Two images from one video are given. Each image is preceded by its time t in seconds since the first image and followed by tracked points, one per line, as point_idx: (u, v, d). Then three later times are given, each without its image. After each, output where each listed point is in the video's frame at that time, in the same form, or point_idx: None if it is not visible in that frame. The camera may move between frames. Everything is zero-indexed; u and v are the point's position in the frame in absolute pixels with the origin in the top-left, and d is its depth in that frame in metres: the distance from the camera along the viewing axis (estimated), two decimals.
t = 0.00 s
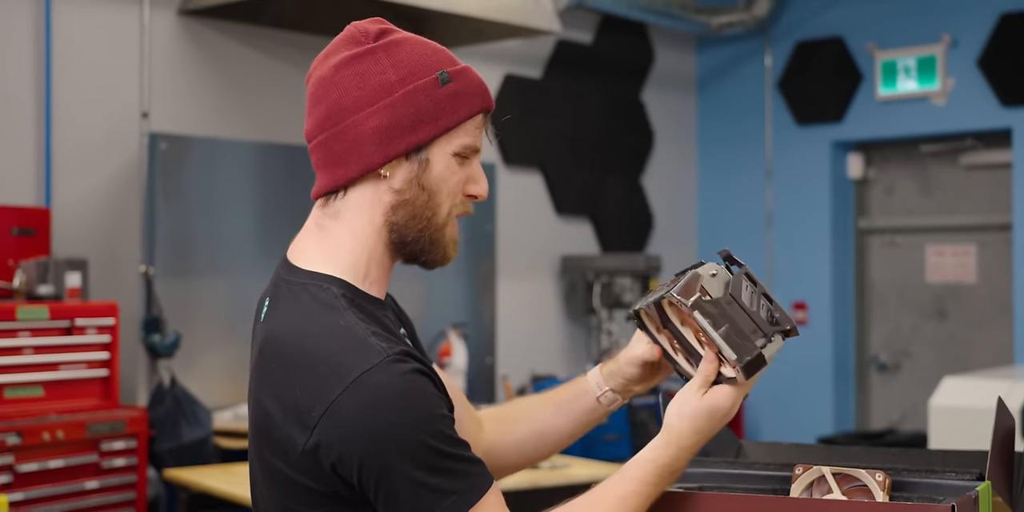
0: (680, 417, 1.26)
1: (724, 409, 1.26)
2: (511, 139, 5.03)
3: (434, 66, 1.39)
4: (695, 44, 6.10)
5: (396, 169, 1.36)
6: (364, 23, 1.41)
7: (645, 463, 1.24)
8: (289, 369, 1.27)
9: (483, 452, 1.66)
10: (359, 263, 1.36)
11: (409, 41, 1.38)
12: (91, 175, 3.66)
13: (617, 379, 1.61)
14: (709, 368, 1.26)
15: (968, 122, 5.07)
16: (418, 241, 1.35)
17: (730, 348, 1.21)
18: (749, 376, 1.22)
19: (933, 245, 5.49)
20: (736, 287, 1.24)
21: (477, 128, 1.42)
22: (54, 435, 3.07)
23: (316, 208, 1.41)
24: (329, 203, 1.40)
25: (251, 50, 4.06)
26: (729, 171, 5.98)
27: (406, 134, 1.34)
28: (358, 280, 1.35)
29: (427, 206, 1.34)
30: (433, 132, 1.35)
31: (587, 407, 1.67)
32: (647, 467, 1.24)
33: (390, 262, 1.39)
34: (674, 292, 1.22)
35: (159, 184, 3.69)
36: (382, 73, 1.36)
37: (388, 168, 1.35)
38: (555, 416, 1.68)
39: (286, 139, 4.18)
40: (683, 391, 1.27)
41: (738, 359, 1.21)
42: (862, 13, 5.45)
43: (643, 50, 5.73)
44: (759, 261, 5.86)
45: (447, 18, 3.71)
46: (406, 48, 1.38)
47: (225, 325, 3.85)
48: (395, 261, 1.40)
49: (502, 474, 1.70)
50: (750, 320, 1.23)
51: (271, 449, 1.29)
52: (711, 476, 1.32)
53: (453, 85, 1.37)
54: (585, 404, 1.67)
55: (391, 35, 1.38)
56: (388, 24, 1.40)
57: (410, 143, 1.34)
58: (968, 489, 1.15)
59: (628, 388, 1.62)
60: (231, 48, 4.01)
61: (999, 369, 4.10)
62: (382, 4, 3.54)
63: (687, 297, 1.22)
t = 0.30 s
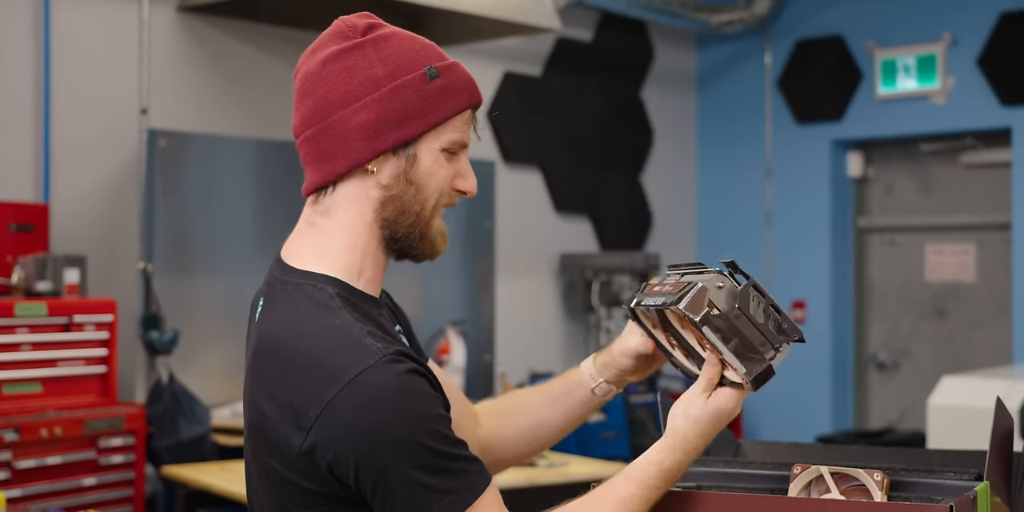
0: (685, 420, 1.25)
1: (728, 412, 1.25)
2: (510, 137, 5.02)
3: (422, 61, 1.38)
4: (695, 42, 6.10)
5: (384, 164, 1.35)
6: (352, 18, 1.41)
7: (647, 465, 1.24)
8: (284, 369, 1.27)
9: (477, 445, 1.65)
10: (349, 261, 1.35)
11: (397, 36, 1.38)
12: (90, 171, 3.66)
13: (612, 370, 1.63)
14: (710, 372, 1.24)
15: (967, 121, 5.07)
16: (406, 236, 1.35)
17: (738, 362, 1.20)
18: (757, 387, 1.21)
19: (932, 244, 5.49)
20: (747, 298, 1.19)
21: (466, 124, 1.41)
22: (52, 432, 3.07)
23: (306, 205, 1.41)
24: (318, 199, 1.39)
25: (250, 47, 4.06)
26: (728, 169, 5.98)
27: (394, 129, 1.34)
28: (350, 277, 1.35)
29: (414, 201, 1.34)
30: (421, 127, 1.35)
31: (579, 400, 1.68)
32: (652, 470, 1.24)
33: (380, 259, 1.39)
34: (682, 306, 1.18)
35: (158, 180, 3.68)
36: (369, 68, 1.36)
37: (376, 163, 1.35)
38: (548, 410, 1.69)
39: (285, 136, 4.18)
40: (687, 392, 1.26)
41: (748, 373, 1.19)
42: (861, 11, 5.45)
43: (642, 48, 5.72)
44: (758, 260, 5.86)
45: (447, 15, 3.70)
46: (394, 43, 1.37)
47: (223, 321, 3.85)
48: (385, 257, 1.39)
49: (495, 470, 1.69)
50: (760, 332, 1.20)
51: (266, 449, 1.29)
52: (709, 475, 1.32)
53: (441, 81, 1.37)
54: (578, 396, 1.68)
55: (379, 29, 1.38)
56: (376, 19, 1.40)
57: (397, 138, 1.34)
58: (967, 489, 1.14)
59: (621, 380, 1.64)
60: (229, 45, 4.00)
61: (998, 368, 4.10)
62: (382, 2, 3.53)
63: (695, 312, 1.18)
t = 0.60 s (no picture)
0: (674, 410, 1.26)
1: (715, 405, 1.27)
2: (509, 136, 5.01)
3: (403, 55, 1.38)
4: (695, 42, 6.10)
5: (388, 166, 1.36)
6: (323, 24, 1.40)
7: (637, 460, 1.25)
8: (280, 371, 1.27)
9: (471, 439, 1.68)
10: (354, 265, 1.35)
11: (374, 33, 1.37)
12: (88, 169, 3.65)
13: (598, 360, 1.64)
14: (701, 363, 1.26)
15: (967, 123, 5.07)
16: (413, 232, 1.37)
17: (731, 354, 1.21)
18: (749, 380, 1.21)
19: (931, 246, 5.49)
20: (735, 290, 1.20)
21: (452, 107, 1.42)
22: (49, 431, 3.06)
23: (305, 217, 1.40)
24: (318, 210, 1.39)
25: (249, 46, 4.05)
26: (727, 170, 5.98)
27: (396, 129, 1.34)
28: (357, 283, 1.35)
29: (421, 198, 1.37)
30: (420, 121, 1.36)
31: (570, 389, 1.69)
32: (640, 464, 1.25)
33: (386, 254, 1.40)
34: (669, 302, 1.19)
35: (156, 179, 3.68)
36: (355, 72, 1.35)
37: (381, 167, 1.35)
38: (541, 401, 1.70)
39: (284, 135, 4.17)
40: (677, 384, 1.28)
41: (743, 366, 1.20)
42: (861, 12, 5.44)
43: (642, 48, 5.72)
44: (757, 261, 5.86)
45: (446, 15, 3.70)
46: (373, 43, 1.36)
47: (222, 320, 3.84)
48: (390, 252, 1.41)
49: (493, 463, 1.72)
50: (751, 324, 1.21)
51: (262, 451, 1.28)
52: (706, 477, 1.31)
53: (427, 71, 1.37)
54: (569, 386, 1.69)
55: (355, 32, 1.37)
56: (349, 21, 1.39)
57: (402, 138, 1.34)
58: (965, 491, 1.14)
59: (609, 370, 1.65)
60: (228, 43, 3.99)
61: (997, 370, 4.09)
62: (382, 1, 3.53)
63: (685, 308, 1.20)
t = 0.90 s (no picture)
0: (668, 406, 1.27)
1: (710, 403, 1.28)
2: (507, 138, 5.01)
3: (401, 66, 1.36)
4: (693, 44, 6.10)
5: (361, 172, 1.34)
6: (334, 20, 1.40)
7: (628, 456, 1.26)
8: (269, 378, 1.26)
9: (466, 438, 1.67)
10: (331, 266, 1.34)
11: (376, 39, 1.36)
12: (86, 171, 3.65)
13: (590, 355, 1.64)
14: (700, 362, 1.26)
15: (965, 124, 5.07)
16: (386, 243, 1.33)
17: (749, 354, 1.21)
18: (764, 380, 1.23)
19: (929, 247, 5.49)
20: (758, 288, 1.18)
21: (449, 128, 1.40)
22: (47, 433, 3.06)
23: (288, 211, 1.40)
24: (299, 205, 1.39)
25: (247, 48, 4.05)
26: (725, 171, 5.98)
27: (371, 136, 1.32)
28: (336, 284, 1.34)
29: (393, 209, 1.32)
30: (400, 133, 1.33)
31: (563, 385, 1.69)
32: (630, 460, 1.26)
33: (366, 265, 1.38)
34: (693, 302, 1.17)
35: (154, 181, 3.68)
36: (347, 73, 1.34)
37: (352, 171, 1.34)
38: (536, 399, 1.70)
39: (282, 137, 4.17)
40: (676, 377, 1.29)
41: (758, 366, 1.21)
42: (859, 14, 5.45)
43: (640, 50, 5.72)
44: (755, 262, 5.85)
45: (444, 17, 3.70)
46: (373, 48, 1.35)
47: (220, 323, 3.83)
48: (370, 264, 1.38)
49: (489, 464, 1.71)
50: (770, 323, 1.20)
51: (253, 459, 1.28)
52: (705, 479, 1.30)
53: (421, 86, 1.35)
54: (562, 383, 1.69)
55: (358, 32, 1.36)
56: (358, 21, 1.39)
57: (374, 145, 1.32)
58: (965, 494, 1.13)
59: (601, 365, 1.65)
60: (226, 45, 3.99)
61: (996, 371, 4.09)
62: (381, 3, 3.54)
63: (710, 305, 1.17)
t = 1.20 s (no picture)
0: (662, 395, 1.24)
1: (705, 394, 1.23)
2: (512, 138, 5.01)
3: (379, 65, 1.35)
4: (698, 45, 6.10)
5: (354, 180, 1.35)
6: (312, 24, 1.40)
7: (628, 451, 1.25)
8: (274, 382, 1.25)
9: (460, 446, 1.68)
10: (336, 270, 1.34)
11: (350, 41, 1.35)
12: (91, 171, 3.65)
13: (568, 358, 1.60)
14: (700, 356, 1.19)
15: (970, 126, 5.06)
16: (388, 246, 1.33)
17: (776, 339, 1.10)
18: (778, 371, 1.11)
19: (933, 248, 5.48)
20: (799, 280, 1.13)
21: (439, 120, 1.38)
22: (51, 433, 3.05)
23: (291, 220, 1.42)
24: (300, 215, 1.40)
25: (252, 49, 4.05)
26: (730, 173, 5.97)
27: (355, 144, 1.33)
28: (343, 288, 1.34)
29: (389, 212, 1.32)
30: (380, 138, 1.33)
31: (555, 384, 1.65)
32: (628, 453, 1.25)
33: (371, 267, 1.38)
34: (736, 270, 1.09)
35: (158, 181, 3.67)
36: (323, 82, 1.34)
37: (345, 180, 1.35)
38: (531, 399, 1.68)
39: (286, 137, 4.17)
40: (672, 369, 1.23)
41: (781, 354, 1.10)
42: (864, 14, 5.44)
43: (645, 51, 5.71)
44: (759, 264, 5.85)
45: (449, 17, 3.70)
46: (347, 51, 1.35)
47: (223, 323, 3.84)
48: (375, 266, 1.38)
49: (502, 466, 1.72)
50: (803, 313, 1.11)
51: (256, 462, 1.27)
52: (711, 481, 1.28)
53: (399, 85, 1.34)
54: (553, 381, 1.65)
55: (333, 37, 1.36)
56: (332, 23, 1.38)
57: (361, 153, 1.33)
58: (971, 496, 1.12)
59: (587, 360, 1.60)
60: (230, 45, 3.99)
61: (1001, 373, 4.08)
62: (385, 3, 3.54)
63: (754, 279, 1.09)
